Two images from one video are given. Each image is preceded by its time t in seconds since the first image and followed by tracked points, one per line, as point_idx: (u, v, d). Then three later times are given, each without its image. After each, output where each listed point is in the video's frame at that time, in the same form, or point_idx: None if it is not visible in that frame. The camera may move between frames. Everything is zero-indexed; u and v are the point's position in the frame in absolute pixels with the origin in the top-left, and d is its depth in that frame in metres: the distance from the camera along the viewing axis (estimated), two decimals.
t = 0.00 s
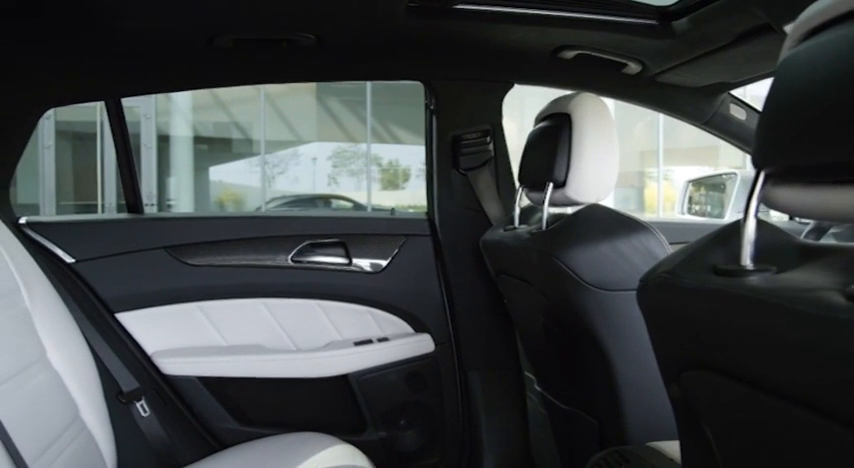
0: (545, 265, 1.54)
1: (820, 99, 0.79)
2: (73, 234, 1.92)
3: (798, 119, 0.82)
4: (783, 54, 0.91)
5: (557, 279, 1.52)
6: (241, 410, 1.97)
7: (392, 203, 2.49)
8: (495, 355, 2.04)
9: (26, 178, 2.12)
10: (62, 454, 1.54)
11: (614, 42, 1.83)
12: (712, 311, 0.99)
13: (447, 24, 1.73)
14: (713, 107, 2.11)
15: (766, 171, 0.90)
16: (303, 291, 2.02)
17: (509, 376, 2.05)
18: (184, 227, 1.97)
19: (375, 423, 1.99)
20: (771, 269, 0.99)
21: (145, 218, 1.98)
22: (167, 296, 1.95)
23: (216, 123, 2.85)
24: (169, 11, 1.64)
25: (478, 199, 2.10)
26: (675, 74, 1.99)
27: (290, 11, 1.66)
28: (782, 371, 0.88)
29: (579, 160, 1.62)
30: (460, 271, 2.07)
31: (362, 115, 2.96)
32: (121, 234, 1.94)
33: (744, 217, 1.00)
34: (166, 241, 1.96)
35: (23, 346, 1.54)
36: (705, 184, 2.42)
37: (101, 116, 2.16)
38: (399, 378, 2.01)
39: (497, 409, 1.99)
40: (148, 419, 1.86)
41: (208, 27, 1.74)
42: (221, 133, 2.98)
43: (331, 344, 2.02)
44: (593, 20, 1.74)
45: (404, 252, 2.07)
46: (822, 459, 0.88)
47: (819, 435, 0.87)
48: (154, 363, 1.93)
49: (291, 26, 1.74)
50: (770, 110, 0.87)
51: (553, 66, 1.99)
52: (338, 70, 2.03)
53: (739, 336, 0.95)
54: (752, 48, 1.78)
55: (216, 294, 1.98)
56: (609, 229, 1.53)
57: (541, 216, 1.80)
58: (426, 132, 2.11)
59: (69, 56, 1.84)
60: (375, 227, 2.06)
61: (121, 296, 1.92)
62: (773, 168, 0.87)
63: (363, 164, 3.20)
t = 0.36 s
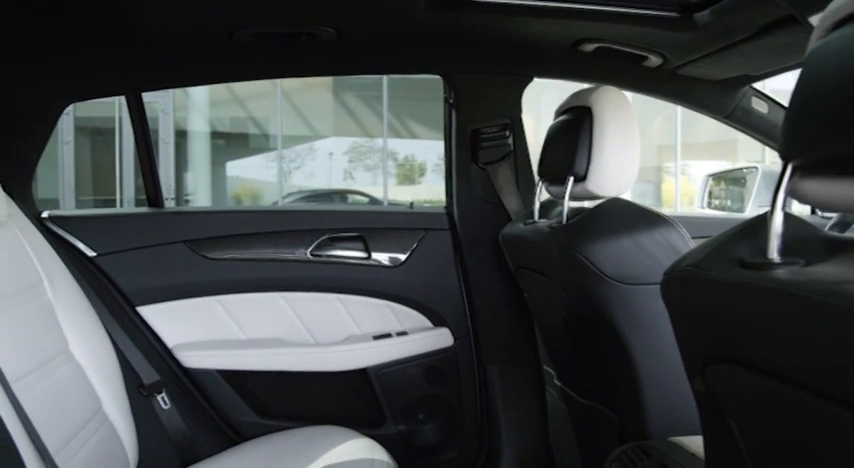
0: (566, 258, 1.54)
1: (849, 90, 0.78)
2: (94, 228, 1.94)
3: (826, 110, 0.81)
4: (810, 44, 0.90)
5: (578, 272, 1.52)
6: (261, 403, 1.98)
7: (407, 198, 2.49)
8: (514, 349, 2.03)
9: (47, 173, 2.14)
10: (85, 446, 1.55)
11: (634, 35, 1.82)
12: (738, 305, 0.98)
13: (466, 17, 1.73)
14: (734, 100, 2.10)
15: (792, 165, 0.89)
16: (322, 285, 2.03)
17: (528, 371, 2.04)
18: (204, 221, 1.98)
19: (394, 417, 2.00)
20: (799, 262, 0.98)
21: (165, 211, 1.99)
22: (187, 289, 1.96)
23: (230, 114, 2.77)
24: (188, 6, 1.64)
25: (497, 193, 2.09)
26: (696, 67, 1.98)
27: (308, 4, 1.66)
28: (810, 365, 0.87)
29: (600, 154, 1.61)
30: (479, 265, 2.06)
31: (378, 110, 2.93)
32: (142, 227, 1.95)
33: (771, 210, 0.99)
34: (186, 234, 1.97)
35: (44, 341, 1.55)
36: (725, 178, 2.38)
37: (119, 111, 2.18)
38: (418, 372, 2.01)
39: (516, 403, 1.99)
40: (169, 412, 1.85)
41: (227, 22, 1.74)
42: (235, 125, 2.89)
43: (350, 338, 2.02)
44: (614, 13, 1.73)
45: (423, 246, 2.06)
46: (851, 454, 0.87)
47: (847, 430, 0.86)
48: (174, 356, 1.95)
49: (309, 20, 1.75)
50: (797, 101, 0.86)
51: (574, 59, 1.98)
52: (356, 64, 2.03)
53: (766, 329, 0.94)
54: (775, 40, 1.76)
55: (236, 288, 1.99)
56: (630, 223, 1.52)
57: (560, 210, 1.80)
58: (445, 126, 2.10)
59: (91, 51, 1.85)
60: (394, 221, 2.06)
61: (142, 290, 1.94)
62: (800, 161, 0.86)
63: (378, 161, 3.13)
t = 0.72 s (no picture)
0: (588, 252, 1.53)
1: None
2: (116, 223, 1.95)
3: None
4: (840, 35, 0.88)
5: (600, 266, 1.51)
6: (281, 397, 1.99)
7: (426, 193, 2.48)
8: (534, 345, 2.03)
9: (67, 169, 2.15)
10: (108, 438, 1.56)
11: (656, 28, 1.80)
12: (765, 299, 0.97)
13: (487, 11, 1.72)
14: (757, 94, 2.10)
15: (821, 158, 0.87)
16: (342, 280, 2.03)
17: (547, 367, 2.03)
18: (225, 216, 1.99)
19: (413, 412, 2.00)
20: (828, 256, 0.96)
21: (186, 206, 2.00)
22: (208, 284, 1.98)
23: (248, 111, 2.57)
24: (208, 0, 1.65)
25: (517, 187, 2.08)
26: (719, 61, 1.96)
27: None
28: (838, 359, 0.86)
29: (622, 148, 1.60)
30: (499, 260, 2.05)
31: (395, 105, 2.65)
32: (164, 222, 1.96)
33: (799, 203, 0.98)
34: (206, 229, 1.98)
35: (67, 334, 1.57)
36: (746, 173, 2.32)
37: (138, 107, 2.20)
38: (438, 367, 2.01)
39: (535, 399, 1.99)
40: (192, 405, 1.86)
41: (247, 16, 1.74)
42: (251, 120, 2.64)
43: (369, 333, 2.03)
44: (635, 6, 1.72)
45: (443, 241, 2.06)
46: None
47: None
48: (195, 350, 1.97)
49: (328, 15, 1.75)
50: (827, 94, 0.85)
51: (594, 53, 1.97)
52: (376, 59, 2.04)
53: (793, 323, 0.93)
54: (800, 33, 1.74)
55: (256, 282, 2.00)
56: (654, 217, 1.51)
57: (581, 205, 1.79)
58: (465, 121, 2.09)
59: (114, 48, 1.87)
60: (414, 216, 2.06)
61: (163, 284, 1.95)
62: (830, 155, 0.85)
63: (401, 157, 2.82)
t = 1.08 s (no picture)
0: (610, 246, 1.53)
1: None
2: (139, 218, 1.97)
3: None
4: None
5: (623, 260, 1.50)
6: (302, 390, 2.00)
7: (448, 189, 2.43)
8: (554, 340, 2.02)
9: (89, 164, 2.17)
10: (132, 430, 1.58)
11: (679, 21, 1.78)
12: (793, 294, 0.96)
13: (508, 4, 1.71)
14: (781, 87, 2.08)
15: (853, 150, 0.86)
16: (362, 274, 2.04)
17: (568, 363, 2.02)
18: (246, 210, 2.00)
19: (433, 406, 2.00)
20: None
21: (207, 200, 2.01)
22: (230, 278, 1.99)
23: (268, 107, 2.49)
24: None
25: (538, 182, 2.07)
26: (742, 54, 1.94)
27: None
28: None
29: (645, 142, 1.59)
30: (519, 255, 2.05)
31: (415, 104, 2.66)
32: (186, 216, 1.98)
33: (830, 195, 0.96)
34: (228, 223, 1.99)
35: (92, 327, 1.59)
36: (768, 168, 2.32)
37: (157, 103, 2.23)
38: (458, 361, 2.01)
39: (557, 393, 1.98)
40: (212, 398, 1.87)
41: (266, 11, 1.75)
42: (269, 116, 2.53)
43: (389, 327, 2.03)
44: None
45: (463, 235, 2.06)
46: None
47: None
48: (217, 344, 1.98)
49: (348, 9, 1.74)
50: None
51: (616, 46, 1.96)
52: (396, 53, 2.04)
53: (821, 318, 0.92)
54: (827, 24, 1.71)
55: (277, 276, 2.00)
56: (679, 211, 1.49)
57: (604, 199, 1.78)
58: (486, 116, 2.09)
59: (136, 44, 1.88)
60: (435, 210, 2.06)
61: (185, 278, 1.97)
62: None
63: (421, 151, 2.64)
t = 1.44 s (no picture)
0: (634, 241, 1.52)
1: None
2: (162, 212, 1.98)
3: None
4: None
5: (647, 255, 1.49)
6: (324, 384, 2.01)
7: (467, 184, 2.46)
8: (576, 336, 2.02)
9: (111, 159, 2.19)
10: (158, 423, 1.59)
11: (704, 14, 1.76)
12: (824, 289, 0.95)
13: None
14: (807, 81, 2.04)
15: None
16: (384, 269, 2.04)
17: (589, 358, 2.01)
18: (268, 205, 2.01)
19: (455, 401, 2.00)
20: None
21: (229, 195, 2.02)
22: (252, 272, 2.00)
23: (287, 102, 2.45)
24: None
25: (559, 177, 2.06)
26: (766, 46, 1.92)
27: None
28: None
29: (668, 136, 1.58)
30: (541, 251, 2.04)
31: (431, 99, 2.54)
32: (207, 210, 1.99)
33: None
34: (250, 217, 2.00)
35: (117, 320, 1.60)
36: (792, 163, 2.31)
37: (177, 100, 2.24)
38: (479, 356, 2.01)
39: (578, 389, 1.98)
40: (234, 392, 1.90)
41: (289, 6, 1.75)
42: (288, 111, 2.50)
43: (411, 322, 2.03)
44: None
45: (485, 230, 2.05)
46: None
47: None
48: (239, 338, 1.99)
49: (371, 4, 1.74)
50: None
51: (638, 40, 1.94)
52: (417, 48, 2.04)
53: None
54: None
55: (298, 271, 2.01)
56: (703, 206, 1.48)
57: (627, 194, 1.77)
58: (508, 110, 2.08)
59: (160, 41, 1.90)
60: (456, 205, 2.06)
61: (207, 272, 1.98)
62: None
63: (439, 146, 2.53)
